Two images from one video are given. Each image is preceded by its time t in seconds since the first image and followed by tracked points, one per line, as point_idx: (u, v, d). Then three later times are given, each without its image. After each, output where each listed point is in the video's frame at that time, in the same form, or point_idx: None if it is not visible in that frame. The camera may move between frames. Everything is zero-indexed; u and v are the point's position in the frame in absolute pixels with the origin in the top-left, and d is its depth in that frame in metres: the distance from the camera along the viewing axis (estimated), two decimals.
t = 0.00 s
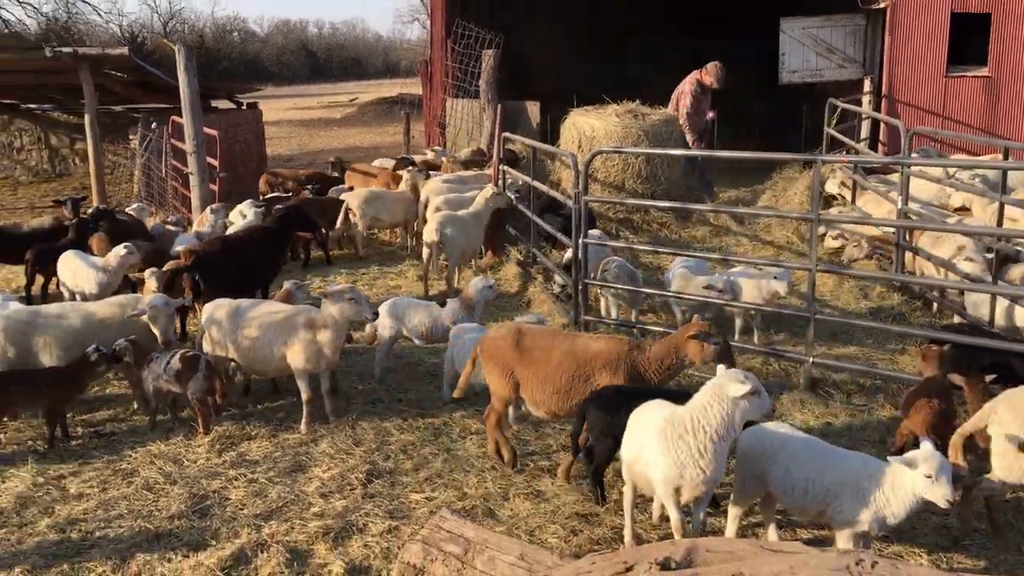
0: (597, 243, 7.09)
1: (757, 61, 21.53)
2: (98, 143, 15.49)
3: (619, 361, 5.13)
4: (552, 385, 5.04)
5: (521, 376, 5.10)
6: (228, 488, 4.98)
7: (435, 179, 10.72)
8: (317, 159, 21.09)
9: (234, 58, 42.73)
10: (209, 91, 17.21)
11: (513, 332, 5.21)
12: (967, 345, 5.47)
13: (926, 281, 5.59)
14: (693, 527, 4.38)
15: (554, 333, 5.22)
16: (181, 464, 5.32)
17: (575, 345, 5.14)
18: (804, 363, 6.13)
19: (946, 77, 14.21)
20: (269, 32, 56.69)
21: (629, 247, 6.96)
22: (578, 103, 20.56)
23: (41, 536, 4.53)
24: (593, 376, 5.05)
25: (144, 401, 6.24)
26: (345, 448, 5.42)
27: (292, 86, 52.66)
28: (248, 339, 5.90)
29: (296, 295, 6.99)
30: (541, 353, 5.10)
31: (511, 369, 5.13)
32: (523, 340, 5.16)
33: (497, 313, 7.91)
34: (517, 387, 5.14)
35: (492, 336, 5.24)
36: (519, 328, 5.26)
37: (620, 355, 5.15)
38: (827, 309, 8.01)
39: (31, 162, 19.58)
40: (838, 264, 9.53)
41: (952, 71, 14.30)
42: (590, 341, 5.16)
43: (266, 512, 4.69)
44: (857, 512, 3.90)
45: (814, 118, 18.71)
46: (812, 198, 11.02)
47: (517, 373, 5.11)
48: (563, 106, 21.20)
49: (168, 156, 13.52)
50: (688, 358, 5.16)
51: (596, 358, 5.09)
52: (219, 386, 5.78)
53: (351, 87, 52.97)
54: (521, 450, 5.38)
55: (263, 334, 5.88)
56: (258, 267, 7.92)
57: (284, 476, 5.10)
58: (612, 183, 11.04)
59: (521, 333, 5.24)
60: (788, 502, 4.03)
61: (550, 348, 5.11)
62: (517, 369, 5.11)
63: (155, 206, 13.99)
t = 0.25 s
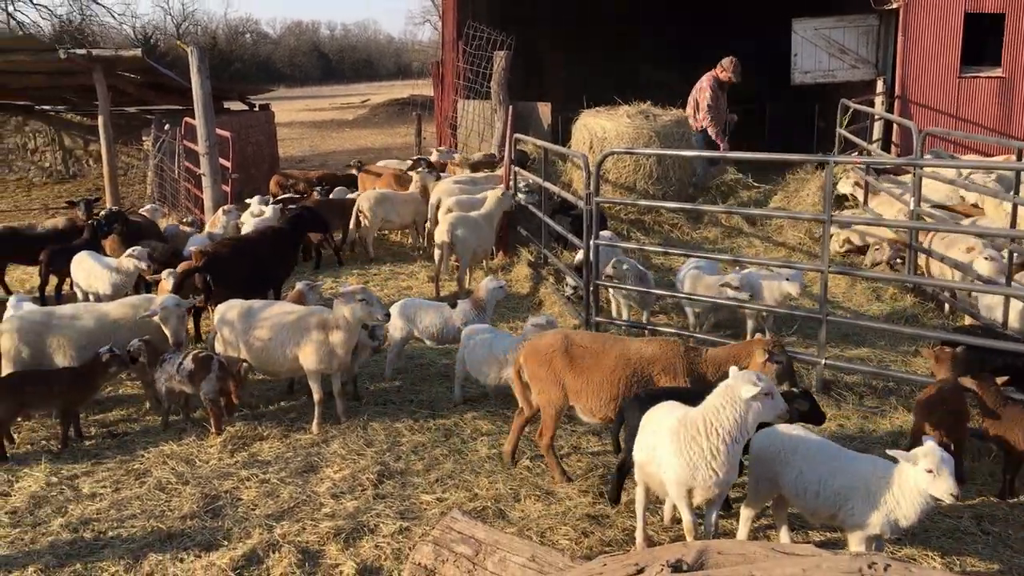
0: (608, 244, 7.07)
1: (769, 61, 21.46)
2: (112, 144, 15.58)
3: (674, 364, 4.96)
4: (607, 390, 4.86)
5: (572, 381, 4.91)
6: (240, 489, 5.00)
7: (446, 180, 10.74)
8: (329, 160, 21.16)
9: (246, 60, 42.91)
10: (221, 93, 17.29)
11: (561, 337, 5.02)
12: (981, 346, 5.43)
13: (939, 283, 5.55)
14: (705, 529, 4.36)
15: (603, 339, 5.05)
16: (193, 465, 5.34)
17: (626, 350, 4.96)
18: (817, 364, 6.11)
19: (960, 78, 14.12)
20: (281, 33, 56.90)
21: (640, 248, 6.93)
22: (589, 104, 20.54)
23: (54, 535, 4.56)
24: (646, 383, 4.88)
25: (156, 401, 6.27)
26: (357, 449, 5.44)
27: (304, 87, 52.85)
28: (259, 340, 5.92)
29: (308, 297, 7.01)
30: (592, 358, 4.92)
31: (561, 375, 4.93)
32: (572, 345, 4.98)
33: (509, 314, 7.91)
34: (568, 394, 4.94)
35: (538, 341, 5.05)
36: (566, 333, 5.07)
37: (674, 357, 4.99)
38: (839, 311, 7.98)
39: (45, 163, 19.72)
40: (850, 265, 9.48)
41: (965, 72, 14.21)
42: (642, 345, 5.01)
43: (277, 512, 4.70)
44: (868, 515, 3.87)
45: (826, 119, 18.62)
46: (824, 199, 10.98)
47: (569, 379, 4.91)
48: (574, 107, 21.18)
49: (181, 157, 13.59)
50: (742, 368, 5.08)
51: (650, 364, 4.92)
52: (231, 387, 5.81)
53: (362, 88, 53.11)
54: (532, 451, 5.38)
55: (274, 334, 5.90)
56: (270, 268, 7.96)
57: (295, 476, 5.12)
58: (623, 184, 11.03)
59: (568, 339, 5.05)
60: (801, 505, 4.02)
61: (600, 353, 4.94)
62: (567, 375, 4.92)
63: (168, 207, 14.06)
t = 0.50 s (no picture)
0: (616, 244, 7.06)
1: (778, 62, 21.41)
2: (121, 144, 15.64)
3: (726, 366, 4.87)
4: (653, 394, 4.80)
5: (617, 386, 4.84)
6: (248, 488, 5.01)
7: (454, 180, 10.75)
8: (336, 160, 21.20)
9: (254, 60, 43.02)
10: (230, 92, 17.34)
11: (608, 341, 4.96)
12: (990, 347, 5.40)
13: (948, 284, 5.52)
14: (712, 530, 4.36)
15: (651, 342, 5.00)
16: (201, 463, 5.36)
17: (677, 354, 4.92)
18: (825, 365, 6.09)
19: (970, 78, 14.06)
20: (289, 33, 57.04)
21: (648, 248, 6.92)
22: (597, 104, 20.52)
23: (63, 533, 4.58)
24: (701, 385, 4.83)
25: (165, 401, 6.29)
26: (364, 448, 5.45)
27: (312, 87, 52.98)
28: (267, 339, 5.94)
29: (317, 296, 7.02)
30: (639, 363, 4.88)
31: (606, 380, 4.86)
32: (620, 349, 4.92)
33: (516, 314, 7.91)
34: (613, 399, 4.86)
35: (584, 345, 5.01)
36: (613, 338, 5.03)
37: (726, 360, 4.90)
38: (848, 312, 7.95)
39: (55, 162, 19.81)
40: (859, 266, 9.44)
41: (975, 72, 14.14)
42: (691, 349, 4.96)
43: (285, 511, 4.71)
44: (875, 517, 3.85)
45: (835, 119, 18.56)
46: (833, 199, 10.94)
47: (614, 384, 4.85)
48: (582, 107, 21.17)
49: (189, 157, 13.63)
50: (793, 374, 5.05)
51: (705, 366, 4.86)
52: (239, 386, 5.83)
53: (370, 88, 53.21)
54: (539, 451, 5.38)
55: (283, 333, 5.91)
56: (278, 268, 7.99)
57: (303, 475, 5.13)
58: (631, 184, 11.02)
59: (616, 344, 4.99)
60: (807, 506, 4.01)
61: (651, 357, 4.89)
62: (616, 380, 4.85)
63: (177, 206, 14.11)
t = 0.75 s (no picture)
0: (620, 244, 7.05)
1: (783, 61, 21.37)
2: (126, 143, 15.68)
3: (797, 375, 4.92)
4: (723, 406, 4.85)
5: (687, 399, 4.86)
6: (251, 486, 5.02)
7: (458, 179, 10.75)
8: (341, 159, 21.22)
9: (259, 59, 43.08)
10: (234, 91, 17.36)
11: (678, 354, 4.91)
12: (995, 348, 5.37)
13: (953, 285, 5.50)
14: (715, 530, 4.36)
15: (719, 352, 4.97)
16: (205, 462, 5.37)
17: (746, 366, 4.91)
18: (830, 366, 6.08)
19: (976, 78, 14.02)
20: (294, 32, 57.13)
21: (653, 247, 6.90)
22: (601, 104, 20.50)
23: (67, 531, 4.60)
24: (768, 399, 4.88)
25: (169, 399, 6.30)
26: (367, 447, 5.45)
27: (317, 86, 53.05)
28: (272, 338, 5.95)
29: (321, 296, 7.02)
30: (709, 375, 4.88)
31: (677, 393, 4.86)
32: (689, 362, 4.89)
33: (520, 314, 7.91)
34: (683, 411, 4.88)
35: (653, 357, 4.94)
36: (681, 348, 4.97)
37: (795, 367, 4.93)
38: (852, 312, 7.93)
39: (60, 161, 19.87)
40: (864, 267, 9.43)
41: (981, 72, 14.10)
42: (760, 356, 4.95)
43: (289, 510, 4.72)
44: (879, 518, 3.84)
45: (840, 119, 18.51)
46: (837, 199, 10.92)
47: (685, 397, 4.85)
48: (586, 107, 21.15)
49: (194, 156, 13.66)
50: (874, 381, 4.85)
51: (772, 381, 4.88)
52: (243, 385, 5.84)
53: (375, 87, 53.26)
54: (542, 451, 5.38)
55: (287, 332, 5.92)
56: (282, 267, 8.01)
57: (306, 474, 5.14)
58: (635, 184, 11.01)
59: (685, 353, 4.94)
60: (810, 506, 4.00)
61: (719, 370, 4.90)
62: (682, 393, 4.87)
63: (181, 205, 14.14)
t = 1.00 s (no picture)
0: (618, 242, 7.05)
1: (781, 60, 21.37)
2: (124, 141, 15.66)
3: (847, 381, 4.86)
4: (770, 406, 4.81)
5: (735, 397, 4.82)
6: (249, 484, 5.02)
7: (456, 178, 10.72)
8: (339, 157, 21.21)
9: (258, 58, 43.12)
10: (232, 90, 17.34)
11: (725, 351, 4.90)
12: (993, 346, 5.37)
13: (951, 283, 5.49)
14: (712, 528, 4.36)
15: (768, 351, 4.97)
16: (202, 460, 5.36)
17: (796, 365, 4.91)
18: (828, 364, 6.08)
19: (974, 78, 14.04)
20: (292, 31, 57.08)
21: (651, 246, 6.89)
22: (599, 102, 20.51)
23: (64, 530, 4.59)
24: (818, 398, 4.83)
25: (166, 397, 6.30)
26: (365, 445, 5.45)
27: (315, 85, 53.03)
28: (270, 336, 5.94)
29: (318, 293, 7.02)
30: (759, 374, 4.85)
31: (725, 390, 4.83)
32: (738, 360, 4.88)
33: (518, 312, 7.91)
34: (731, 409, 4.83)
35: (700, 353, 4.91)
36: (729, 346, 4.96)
37: (846, 374, 4.88)
38: (849, 310, 7.94)
39: (58, 159, 19.85)
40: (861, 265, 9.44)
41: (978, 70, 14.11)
42: (810, 360, 4.93)
43: (286, 508, 4.72)
44: (878, 516, 3.83)
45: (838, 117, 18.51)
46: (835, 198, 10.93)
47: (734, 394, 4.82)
48: (584, 105, 21.15)
49: (192, 154, 13.64)
50: (927, 384, 4.82)
51: (822, 379, 4.85)
52: (240, 383, 5.83)
53: (373, 86, 53.25)
54: (539, 448, 5.38)
55: (285, 330, 5.92)
56: (281, 265, 8.01)
57: (304, 472, 5.13)
58: (633, 182, 11.01)
59: (732, 352, 4.94)
60: (807, 505, 3.99)
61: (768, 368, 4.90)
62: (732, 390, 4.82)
63: (179, 203, 14.12)
